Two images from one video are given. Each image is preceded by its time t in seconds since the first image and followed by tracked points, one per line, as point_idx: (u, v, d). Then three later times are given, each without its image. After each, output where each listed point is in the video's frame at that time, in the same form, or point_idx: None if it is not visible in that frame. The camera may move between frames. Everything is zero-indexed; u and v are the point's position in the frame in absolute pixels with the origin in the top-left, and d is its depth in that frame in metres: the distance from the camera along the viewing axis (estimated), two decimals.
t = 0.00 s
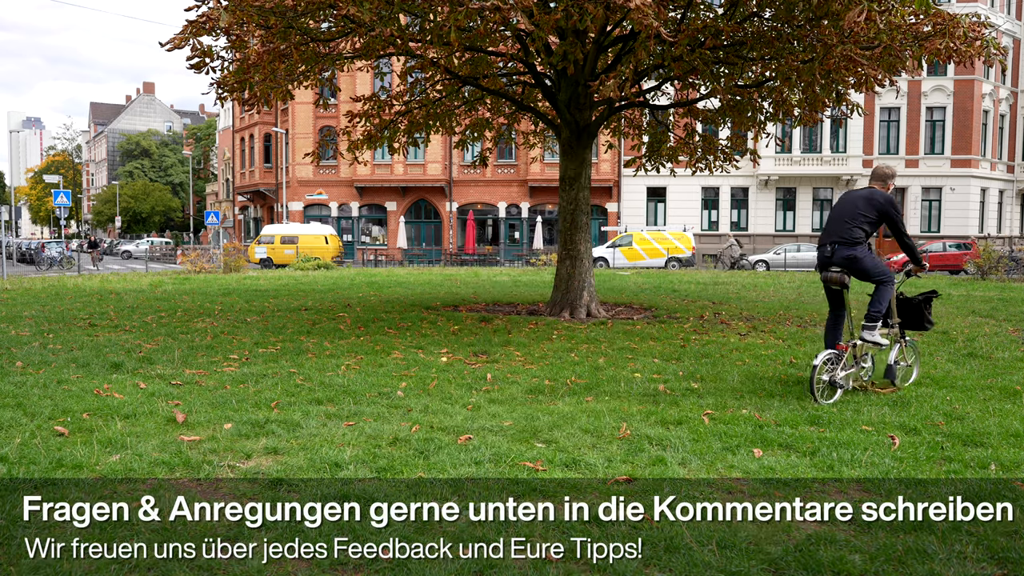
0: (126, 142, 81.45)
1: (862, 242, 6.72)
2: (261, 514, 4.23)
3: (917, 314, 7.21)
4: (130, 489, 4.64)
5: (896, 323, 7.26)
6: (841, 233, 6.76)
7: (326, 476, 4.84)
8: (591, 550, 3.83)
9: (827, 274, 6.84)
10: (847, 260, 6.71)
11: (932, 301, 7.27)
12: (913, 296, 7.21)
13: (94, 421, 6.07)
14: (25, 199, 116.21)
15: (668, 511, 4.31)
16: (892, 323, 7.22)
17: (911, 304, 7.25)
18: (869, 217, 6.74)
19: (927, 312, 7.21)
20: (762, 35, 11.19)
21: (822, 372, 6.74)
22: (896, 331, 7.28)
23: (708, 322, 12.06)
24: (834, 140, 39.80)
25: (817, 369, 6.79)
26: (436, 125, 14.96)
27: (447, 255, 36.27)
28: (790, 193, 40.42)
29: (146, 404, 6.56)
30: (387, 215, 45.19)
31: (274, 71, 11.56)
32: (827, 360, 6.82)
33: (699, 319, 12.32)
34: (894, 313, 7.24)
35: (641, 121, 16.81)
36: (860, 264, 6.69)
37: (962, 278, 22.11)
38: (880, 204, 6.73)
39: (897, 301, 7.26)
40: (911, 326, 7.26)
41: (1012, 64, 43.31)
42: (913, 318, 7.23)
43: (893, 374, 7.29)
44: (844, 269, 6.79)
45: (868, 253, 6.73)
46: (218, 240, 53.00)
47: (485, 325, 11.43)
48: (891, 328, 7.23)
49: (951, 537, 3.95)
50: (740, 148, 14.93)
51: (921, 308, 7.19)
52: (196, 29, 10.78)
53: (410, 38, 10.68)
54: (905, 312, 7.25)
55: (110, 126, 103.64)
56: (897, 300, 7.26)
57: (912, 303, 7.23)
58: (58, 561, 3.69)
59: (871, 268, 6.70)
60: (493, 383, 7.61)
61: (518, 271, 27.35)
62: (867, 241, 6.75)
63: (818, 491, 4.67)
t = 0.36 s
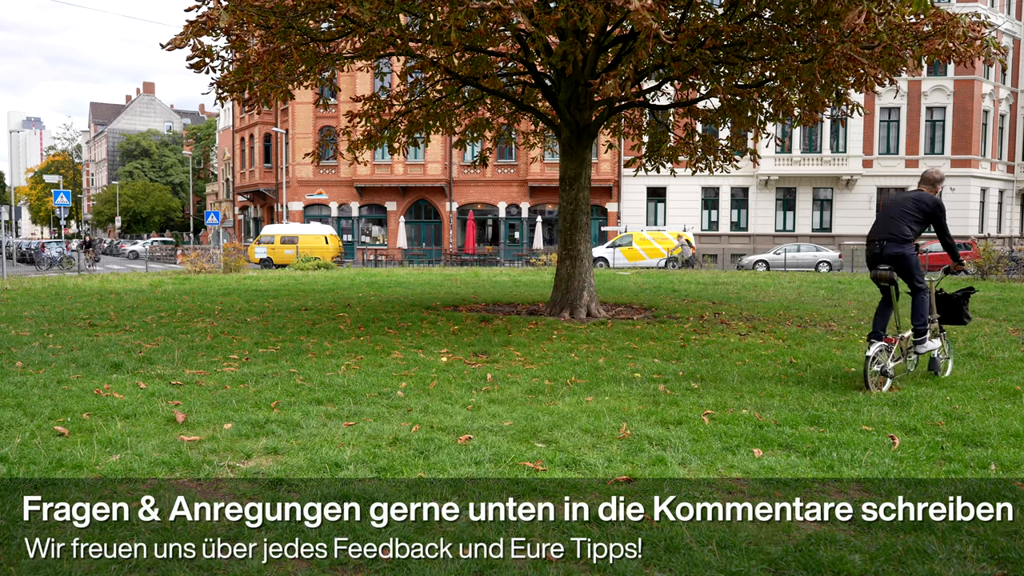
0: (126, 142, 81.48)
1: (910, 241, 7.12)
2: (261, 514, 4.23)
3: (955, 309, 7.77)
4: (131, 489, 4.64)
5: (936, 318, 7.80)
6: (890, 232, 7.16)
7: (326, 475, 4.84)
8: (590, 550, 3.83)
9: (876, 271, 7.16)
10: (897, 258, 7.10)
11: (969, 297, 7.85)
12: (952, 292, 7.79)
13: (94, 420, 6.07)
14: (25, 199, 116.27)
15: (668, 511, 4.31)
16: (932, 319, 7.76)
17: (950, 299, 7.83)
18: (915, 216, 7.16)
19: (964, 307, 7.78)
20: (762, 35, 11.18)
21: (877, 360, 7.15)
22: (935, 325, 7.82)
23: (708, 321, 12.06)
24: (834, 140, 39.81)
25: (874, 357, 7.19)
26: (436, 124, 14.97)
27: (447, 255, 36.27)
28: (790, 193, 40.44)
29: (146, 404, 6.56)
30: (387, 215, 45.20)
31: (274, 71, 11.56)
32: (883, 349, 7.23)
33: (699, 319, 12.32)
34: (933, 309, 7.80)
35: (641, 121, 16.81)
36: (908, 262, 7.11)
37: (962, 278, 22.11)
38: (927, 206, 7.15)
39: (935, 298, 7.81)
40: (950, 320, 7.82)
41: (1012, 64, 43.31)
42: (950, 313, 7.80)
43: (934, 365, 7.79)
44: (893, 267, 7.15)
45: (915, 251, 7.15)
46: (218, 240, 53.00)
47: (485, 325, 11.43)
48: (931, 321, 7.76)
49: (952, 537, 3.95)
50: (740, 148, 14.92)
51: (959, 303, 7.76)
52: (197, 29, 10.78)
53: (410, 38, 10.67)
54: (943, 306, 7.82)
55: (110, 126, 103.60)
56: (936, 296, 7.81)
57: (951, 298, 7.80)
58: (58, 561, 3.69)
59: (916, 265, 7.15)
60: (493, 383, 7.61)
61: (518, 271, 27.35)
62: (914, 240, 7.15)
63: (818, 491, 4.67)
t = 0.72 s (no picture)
0: (126, 142, 81.49)
1: (956, 242, 7.71)
2: (261, 514, 4.23)
3: (987, 304, 8.20)
4: (131, 489, 4.64)
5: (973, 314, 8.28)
6: (938, 234, 7.75)
7: (326, 476, 4.84)
8: (590, 550, 3.83)
9: (923, 268, 7.76)
10: (944, 257, 7.70)
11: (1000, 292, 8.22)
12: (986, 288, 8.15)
13: (94, 421, 6.07)
14: (25, 199, 116.29)
15: (668, 512, 4.31)
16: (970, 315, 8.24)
17: (984, 295, 8.24)
18: (962, 220, 7.75)
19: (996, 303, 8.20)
20: (762, 35, 11.17)
21: (922, 352, 7.76)
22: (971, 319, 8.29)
23: (708, 321, 12.05)
24: (834, 140, 39.81)
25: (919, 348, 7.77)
26: (436, 125, 14.97)
27: (447, 255, 36.26)
28: (790, 193, 40.44)
29: (146, 404, 6.56)
30: (387, 215, 45.19)
31: (274, 71, 11.56)
32: (926, 341, 7.81)
33: (699, 319, 12.32)
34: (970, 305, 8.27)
35: (641, 121, 16.81)
36: (953, 262, 7.69)
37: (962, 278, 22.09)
38: (971, 212, 7.75)
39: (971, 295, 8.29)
40: (983, 314, 8.29)
41: (1012, 64, 43.28)
42: (983, 308, 8.26)
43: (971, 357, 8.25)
44: (939, 265, 7.75)
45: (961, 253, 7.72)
46: (218, 241, 53.03)
47: (485, 325, 11.43)
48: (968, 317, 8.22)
49: (951, 537, 3.95)
50: (740, 148, 14.91)
51: (991, 299, 8.16)
52: (197, 29, 10.78)
53: (410, 38, 10.66)
54: (978, 302, 8.25)
55: (110, 126, 103.64)
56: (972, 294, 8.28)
57: (984, 294, 8.21)
58: (58, 561, 3.69)
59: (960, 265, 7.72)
60: (493, 383, 7.61)
61: (518, 271, 27.35)
62: (961, 242, 7.74)
63: (818, 491, 4.67)
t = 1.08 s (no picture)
0: (126, 142, 81.51)
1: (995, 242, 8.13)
2: (261, 514, 4.23)
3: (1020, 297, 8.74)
4: (131, 489, 4.64)
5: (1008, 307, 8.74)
6: (977, 235, 8.17)
7: (326, 476, 4.84)
8: (590, 550, 3.83)
9: (965, 267, 8.20)
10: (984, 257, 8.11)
11: None
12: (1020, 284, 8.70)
13: (94, 421, 6.07)
14: (25, 199, 116.35)
15: (668, 511, 4.31)
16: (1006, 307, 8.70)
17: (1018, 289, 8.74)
18: (998, 221, 8.16)
19: None
20: (762, 35, 11.17)
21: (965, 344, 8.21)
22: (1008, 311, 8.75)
23: (708, 321, 12.05)
24: (834, 140, 39.81)
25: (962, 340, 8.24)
26: (436, 125, 14.97)
27: (447, 255, 36.26)
28: (790, 193, 40.44)
29: (147, 404, 6.56)
30: (387, 215, 45.19)
31: (274, 71, 11.56)
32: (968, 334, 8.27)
33: (699, 320, 12.32)
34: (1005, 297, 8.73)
35: (641, 121, 16.81)
36: (993, 261, 8.11)
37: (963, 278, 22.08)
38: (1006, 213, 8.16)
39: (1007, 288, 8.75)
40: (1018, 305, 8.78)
41: (1013, 64, 43.26)
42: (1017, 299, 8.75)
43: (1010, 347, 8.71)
44: (980, 264, 8.17)
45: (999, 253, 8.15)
46: (218, 241, 53.01)
47: (485, 325, 11.42)
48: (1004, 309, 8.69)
49: (952, 538, 3.95)
50: (740, 148, 14.91)
51: None
52: (197, 30, 10.79)
53: (410, 38, 10.66)
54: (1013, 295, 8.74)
55: (110, 126, 103.61)
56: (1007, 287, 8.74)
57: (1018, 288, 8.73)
58: (58, 561, 3.69)
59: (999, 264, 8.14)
60: (493, 383, 7.61)
61: (519, 270, 27.34)
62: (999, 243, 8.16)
63: (818, 491, 4.67)
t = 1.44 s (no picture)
0: (126, 142, 81.54)
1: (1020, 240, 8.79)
2: (261, 514, 4.23)
3: None
4: (131, 489, 4.64)
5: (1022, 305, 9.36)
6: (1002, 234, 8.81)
7: (326, 475, 4.84)
8: (591, 550, 3.83)
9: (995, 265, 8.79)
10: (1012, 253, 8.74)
11: None
12: None
13: (94, 420, 6.07)
14: (25, 199, 116.36)
15: (668, 511, 4.31)
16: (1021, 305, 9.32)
17: None
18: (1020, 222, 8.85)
19: None
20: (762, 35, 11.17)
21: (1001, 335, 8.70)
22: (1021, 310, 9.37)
23: (708, 321, 12.05)
24: (834, 140, 39.80)
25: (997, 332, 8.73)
26: (436, 124, 14.96)
27: (447, 255, 36.25)
28: (790, 193, 40.43)
29: (147, 404, 6.56)
30: (387, 215, 45.18)
31: (274, 71, 11.57)
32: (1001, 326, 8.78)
33: (699, 320, 12.31)
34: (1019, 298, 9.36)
35: (641, 121, 16.81)
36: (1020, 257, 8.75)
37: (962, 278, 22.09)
38: None
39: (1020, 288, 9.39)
40: None
41: (1013, 64, 43.24)
42: None
43: None
44: (1007, 262, 8.79)
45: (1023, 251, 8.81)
46: (218, 241, 53.01)
47: (485, 325, 11.42)
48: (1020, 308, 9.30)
49: (951, 537, 3.95)
50: (740, 148, 14.91)
51: None
52: (197, 30, 10.79)
53: (410, 38, 10.66)
54: None
55: (110, 126, 103.60)
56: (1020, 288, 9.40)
57: None
58: (58, 561, 3.69)
59: None
60: (493, 383, 7.61)
61: (518, 270, 27.34)
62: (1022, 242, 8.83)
63: (818, 491, 4.67)
